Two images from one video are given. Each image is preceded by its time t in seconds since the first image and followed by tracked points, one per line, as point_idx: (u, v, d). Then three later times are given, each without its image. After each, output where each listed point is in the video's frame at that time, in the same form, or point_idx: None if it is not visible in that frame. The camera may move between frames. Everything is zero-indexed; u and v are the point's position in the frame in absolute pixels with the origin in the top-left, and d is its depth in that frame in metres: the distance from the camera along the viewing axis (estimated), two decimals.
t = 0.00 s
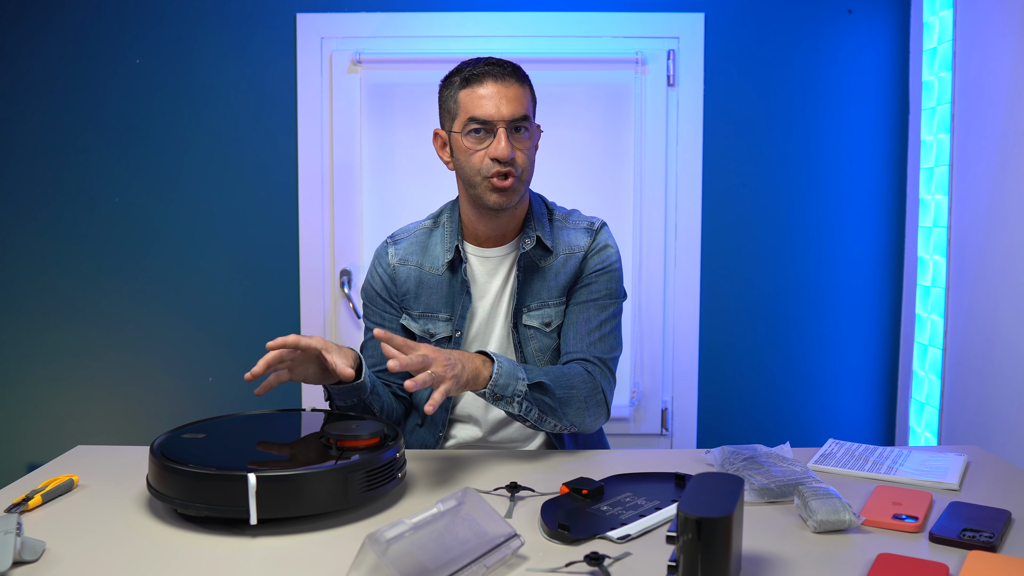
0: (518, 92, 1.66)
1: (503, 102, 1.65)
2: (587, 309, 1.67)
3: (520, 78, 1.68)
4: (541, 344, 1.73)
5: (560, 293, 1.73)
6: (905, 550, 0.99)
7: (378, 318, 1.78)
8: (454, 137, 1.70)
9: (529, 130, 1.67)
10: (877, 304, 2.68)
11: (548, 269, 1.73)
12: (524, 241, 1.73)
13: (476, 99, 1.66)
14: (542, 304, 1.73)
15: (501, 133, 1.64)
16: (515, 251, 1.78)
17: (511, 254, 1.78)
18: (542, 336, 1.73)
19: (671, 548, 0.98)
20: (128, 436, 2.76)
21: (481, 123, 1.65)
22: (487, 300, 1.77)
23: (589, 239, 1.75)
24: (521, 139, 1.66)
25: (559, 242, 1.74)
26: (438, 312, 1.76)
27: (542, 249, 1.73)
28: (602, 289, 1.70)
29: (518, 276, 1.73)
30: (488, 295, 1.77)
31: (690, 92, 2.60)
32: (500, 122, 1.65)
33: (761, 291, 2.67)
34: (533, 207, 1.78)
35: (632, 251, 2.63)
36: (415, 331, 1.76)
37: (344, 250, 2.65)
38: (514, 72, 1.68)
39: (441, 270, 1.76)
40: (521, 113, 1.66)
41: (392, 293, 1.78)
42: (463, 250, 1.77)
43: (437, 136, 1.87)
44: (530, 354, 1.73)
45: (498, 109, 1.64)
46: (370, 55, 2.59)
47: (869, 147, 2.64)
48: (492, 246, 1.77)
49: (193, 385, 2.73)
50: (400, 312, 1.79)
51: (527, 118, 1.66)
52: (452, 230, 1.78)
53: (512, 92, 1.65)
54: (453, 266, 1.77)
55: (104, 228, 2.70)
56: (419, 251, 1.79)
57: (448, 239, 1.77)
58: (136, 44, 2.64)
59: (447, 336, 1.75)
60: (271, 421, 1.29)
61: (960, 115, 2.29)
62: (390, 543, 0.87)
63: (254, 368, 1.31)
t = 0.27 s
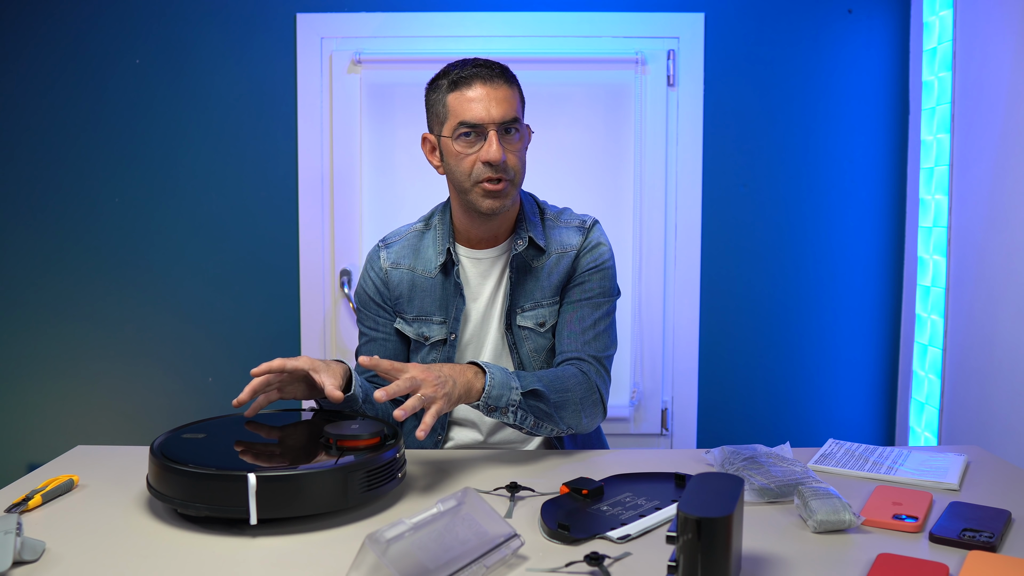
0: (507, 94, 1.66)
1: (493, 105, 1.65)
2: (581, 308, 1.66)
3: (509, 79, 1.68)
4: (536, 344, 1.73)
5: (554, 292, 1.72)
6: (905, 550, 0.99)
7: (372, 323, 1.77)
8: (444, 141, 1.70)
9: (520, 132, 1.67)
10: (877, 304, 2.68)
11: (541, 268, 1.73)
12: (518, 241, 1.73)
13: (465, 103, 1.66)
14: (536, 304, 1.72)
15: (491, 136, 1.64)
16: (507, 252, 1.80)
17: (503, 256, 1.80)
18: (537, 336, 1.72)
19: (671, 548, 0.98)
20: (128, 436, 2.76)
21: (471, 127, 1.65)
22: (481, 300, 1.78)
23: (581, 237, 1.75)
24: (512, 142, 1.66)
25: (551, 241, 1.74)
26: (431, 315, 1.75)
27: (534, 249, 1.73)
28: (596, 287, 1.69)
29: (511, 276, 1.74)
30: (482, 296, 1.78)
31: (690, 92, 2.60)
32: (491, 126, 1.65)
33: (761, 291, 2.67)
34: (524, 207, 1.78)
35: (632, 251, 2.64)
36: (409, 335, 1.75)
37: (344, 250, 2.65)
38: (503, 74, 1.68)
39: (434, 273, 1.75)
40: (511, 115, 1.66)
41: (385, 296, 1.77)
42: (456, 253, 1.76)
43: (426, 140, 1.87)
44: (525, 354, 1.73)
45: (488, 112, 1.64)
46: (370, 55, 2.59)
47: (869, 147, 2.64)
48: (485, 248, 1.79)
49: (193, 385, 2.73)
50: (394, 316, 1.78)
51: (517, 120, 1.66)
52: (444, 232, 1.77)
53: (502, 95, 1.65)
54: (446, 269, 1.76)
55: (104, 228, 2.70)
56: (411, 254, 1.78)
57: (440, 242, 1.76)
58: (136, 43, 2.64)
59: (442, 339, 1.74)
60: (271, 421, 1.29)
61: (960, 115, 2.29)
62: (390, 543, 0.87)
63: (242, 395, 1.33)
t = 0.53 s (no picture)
0: (496, 83, 1.66)
1: (481, 93, 1.65)
2: (594, 316, 1.67)
3: (498, 70, 1.69)
4: (535, 346, 1.73)
5: (554, 296, 1.73)
6: (905, 550, 0.99)
7: (368, 322, 1.76)
8: (434, 132, 1.70)
9: (509, 122, 1.67)
10: (877, 303, 2.68)
11: (537, 270, 1.74)
12: (512, 240, 1.72)
13: (454, 92, 1.66)
14: (536, 305, 1.73)
15: (479, 123, 1.64)
16: (503, 251, 1.80)
17: (499, 254, 1.80)
18: (535, 338, 1.73)
19: (671, 548, 0.98)
20: (128, 436, 2.76)
21: (460, 116, 1.66)
22: (476, 299, 1.78)
23: (577, 239, 1.74)
24: (500, 130, 1.66)
25: (547, 242, 1.74)
26: (427, 314, 1.75)
27: (529, 249, 1.74)
28: (603, 291, 1.69)
29: (508, 277, 1.74)
30: (478, 294, 1.78)
31: (690, 92, 2.60)
32: (479, 114, 1.65)
33: (761, 291, 2.67)
34: (520, 207, 1.77)
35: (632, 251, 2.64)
36: (405, 333, 1.75)
37: (344, 249, 2.65)
38: (492, 65, 1.69)
39: (430, 272, 1.76)
40: (500, 105, 1.66)
41: (381, 296, 1.76)
42: (450, 252, 1.77)
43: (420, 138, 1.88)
44: (524, 355, 1.73)
45: (476, 101, 1.65)
46: (370, 55, 2.59)
47: (869, 147, 2.64)
48: (480, 245, 1.79)
49: (193, 385, 2.73)
50: (390, 315, 1.77)
51: (506, 109, 1.66)
52: (439, 231, 1.77)
53: (490, 84, 1.66)
54: (441, 267, 1.76)
55: (104, 228, 2.70)
56: (407, 253, 1.78)
57: (436, 240, 1.76)
58: (136, 43, 2.64)
59: (437, 337, 1.74)
60: (271, 420, 1.29)
61: (960, 115, 2.29)
62: (390, 543, 0.87)
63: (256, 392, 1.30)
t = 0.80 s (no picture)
0: (480, 75, 1.70)
1: (464, 82, 1.69)
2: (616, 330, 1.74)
3: (484, 66, 1.74)
4: (547, 346, 1.72)
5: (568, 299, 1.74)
6: (905, 550, 0.99)
7: (371, 320, 1.78)
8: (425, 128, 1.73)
9: (495, 104, 1.68)
10: (877, 303, 2.68)
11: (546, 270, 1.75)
12: (513, 239, 1.74)
13: (441, 85, 1.71)
14: (550, 306, 1.73)
15: (463, 107, 1.66)
16: (506, 248, 1.77)
17: (503, 251, 1.77)
18: (548, 338, 1.72)
19: (671, 548, 0.98)
20: (128, 436, 2.76)
21: (445, 105, 1.68)
22: (479, 296, 1.75)
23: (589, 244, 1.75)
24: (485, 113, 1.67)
25: (558, 244, 1.75)
26: (429, 311, 1.74)
27: (534, 248, 1.75)
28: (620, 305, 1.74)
29: (513, 276, 1.74)
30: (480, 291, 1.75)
31: (690, 92, 2.60)
32: (463, 99, 1.67)
33: (761, 291, 2.67)
34: (521, 207, 1.78)
35: (632, 251, 2.63)
36: (407, 331, 1.74)
37: (344, 249, 2.65)
38: (477, 61, 1.74)
39: (431, 269, 1.75)
40: (484, 90, 1.68)
41: (385, 294, 1.78)
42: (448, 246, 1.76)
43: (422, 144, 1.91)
44: (536, 355, 1.72)
45: (460, 89, 1.68)
46: (370, 55, 2.59)
47: (869, 147, 2.64)
48: (485, 241, 1.77)
49: (193, 385, 2.73)
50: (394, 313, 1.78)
51: (490, 96, 1.69)
52: (441, 228, 1.77)
53: (474, 75, 1.70)
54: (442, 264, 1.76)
55: (104, 228, 2.70)
56: (411, 251, 1.78)
57: (437, 236, 1.76)
58: (136, 43, 2.64)
59: (437, 334, 1.72)
60: (271, 420, 1.29)
61: (960, 115, 2.29)
62: (390, 543, 0.87)
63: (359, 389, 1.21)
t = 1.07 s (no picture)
0: (503, 76, 1.68)
1: (487, 85, 1.67)
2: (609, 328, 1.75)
3: (507, 65, 1.71)
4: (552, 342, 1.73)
5: (573, 294, 1.75)
6: (905, 550, 0.99)
7: (386, 310, 1.74)
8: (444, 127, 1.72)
9: (516, 108, 1.67)
10: (877, 303, 2.68)
11: (554, 267, 1.75)
12: (529, 235, 1.74)
13: (462, 85, 1.68)
14: (555, 302, 1.74)
15: (484, 111, 1.65)
16: (521, 245, 1.78)
17: (517, 248, 1.78)
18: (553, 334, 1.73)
19: (670, 548, 0.98)
20: (128, 436, 2.76)
21: (466, 107, 1.67)
22: (492, 289, 1.76)
23: (597, 243, 1.77)
24: (506, 116, 1.66)
25: (567, 241, 1.77)
26: (443, 304, 1.74)
27: (546, 246, 1.75)
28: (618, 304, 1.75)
29: (525, 271, 1.74)
30: (493, 286, 1.76)
31: (690, 92, 2.60)
32: (484, 102, 1.66)
33: (761, 291, 2.67)
34: (536, 204, 1.78)
35: (632, 250, 2.63)
36: (421, 322, 1.73)
37: (344, 249, 2.65)
38: (500, 60, 1.71)
39: (446, 263, 1.75)
40: (507, 93, 1.67)
41: (400, 284, 1.76)
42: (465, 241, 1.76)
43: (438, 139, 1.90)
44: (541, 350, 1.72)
45: (482, 92, 1.66)
46: (370, 55, 2.59)
47: (869, 147, 2.63)
48: (497, 239, 1.78)
49: (193, 385, 2.73)
50: (408, 304, 1.76)
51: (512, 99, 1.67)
52: (455, 223, 1.77)
53: (496, 76, 1.68)
54: (456, 257, 1.76)
55: (104, 228, 2.70)
56: (426, 245, 1.78)
57: (451, 231, 1.76)
58: (136, 44, 2.64)
59: (451, 328, 1.72)
60: (271, 420, 1.29)
61: (960, 115, 2.29)
62: (390, 543, 0.87)
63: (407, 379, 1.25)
